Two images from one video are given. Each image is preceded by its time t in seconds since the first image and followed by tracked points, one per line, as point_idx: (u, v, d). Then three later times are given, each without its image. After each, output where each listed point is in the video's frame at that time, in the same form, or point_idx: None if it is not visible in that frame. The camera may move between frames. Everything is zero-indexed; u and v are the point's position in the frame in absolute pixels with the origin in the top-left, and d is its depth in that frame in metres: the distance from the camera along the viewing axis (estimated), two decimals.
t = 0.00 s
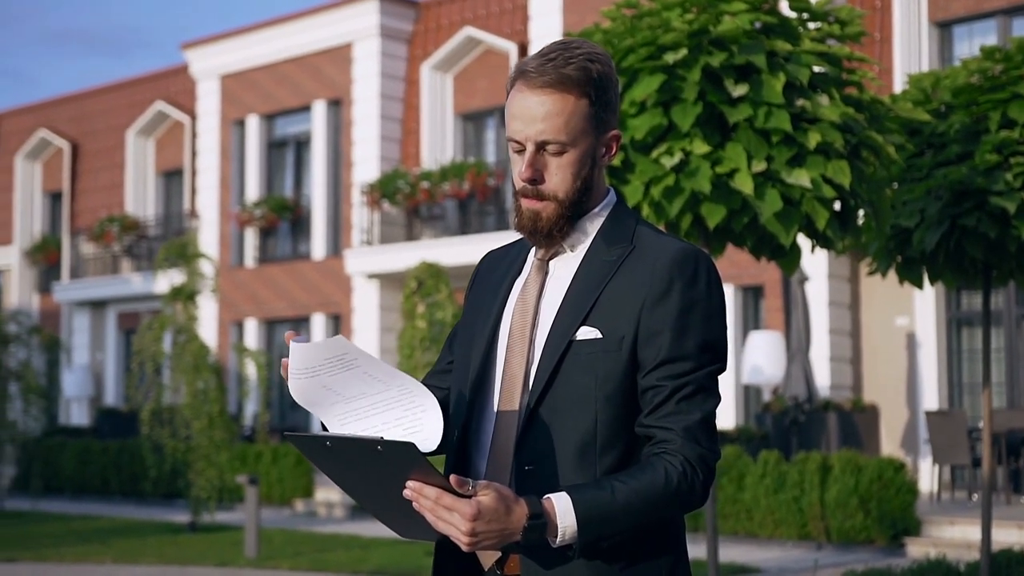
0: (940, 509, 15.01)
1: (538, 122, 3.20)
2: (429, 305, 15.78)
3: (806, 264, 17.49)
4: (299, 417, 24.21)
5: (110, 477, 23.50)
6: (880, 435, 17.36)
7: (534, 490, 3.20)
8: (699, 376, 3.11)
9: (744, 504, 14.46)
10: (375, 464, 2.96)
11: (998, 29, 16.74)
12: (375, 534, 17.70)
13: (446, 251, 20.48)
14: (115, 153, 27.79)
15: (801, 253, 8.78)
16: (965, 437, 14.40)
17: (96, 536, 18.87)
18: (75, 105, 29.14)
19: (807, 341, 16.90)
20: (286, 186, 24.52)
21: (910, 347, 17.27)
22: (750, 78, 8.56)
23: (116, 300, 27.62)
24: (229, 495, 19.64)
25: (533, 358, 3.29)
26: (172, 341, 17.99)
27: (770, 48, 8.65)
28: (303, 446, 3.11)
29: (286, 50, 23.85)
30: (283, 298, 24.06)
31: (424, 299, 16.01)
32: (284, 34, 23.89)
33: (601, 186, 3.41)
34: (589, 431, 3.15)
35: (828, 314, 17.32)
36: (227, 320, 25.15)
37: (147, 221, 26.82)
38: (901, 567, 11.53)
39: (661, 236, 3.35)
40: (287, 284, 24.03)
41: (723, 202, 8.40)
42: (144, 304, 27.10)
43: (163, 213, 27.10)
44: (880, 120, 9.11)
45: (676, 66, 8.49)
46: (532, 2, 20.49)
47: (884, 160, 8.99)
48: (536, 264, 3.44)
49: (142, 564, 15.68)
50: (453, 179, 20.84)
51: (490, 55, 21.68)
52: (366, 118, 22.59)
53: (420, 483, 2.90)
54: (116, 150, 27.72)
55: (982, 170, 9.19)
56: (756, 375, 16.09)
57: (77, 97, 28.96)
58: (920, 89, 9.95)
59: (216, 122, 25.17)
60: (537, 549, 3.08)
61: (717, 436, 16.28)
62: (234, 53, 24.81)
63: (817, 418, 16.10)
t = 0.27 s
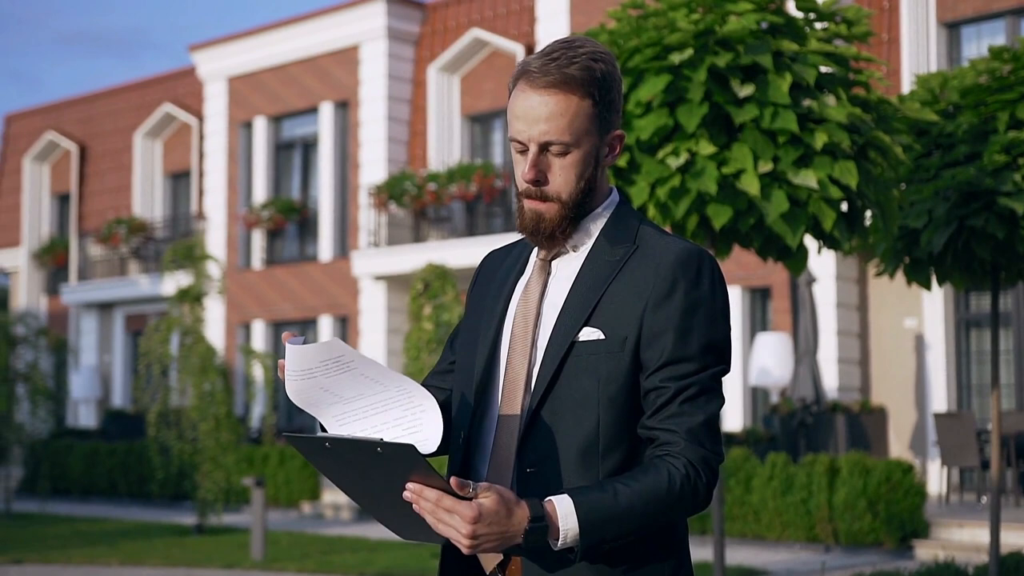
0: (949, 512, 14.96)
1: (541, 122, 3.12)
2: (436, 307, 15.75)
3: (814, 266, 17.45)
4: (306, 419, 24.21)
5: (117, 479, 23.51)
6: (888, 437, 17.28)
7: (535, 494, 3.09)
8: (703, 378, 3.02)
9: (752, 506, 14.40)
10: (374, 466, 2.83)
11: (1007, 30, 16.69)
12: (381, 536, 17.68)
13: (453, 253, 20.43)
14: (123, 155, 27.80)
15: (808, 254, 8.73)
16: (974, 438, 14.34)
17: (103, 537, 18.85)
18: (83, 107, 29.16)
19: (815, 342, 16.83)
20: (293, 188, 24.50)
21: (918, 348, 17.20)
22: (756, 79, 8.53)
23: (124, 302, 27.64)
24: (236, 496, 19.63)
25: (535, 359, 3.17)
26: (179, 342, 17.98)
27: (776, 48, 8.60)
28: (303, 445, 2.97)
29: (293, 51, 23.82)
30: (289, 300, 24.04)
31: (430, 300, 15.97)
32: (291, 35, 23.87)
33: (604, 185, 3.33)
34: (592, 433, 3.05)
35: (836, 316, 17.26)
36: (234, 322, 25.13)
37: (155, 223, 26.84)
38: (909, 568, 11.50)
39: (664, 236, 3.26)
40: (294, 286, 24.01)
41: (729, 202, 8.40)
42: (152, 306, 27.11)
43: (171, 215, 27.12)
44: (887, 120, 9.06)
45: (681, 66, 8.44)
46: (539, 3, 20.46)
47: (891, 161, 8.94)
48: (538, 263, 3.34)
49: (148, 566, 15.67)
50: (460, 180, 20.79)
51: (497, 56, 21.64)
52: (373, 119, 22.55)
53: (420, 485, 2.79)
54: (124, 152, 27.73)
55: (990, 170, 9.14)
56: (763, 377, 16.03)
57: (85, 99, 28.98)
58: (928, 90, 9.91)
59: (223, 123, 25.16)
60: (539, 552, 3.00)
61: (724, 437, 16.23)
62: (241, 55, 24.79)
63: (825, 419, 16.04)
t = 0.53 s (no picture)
0: (954, 514, 14.91)
1: (541, 122, 3.08)
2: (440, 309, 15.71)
3: (819, 267, 17.41)
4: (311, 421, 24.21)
5: (122, 481, 23.49)
6: (894, 439, 17.23)
7: (533, 497, 3.04)
8: (702, 380, 2.95)
9: (757, 508, 14.34)
10: (371, 467, 2.80)
11: (1012, 31, 16.64)
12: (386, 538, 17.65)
13: (457, 254, 20.41)
14: (128, 156, 27.81)
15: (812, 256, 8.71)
16: (980, 440, 14.29)
17: (107, 539, 18.83)
18: (88, 109, 29.18)
19: (820, 343, 16.77)
20: (298, 189, 24.50)
21: (924, 350, 17.15)
22: (760, 80, 8.50)
23: (129, 303, 27.64)
24: (240, 498, 19.61)
25: (535, 360, 3.12)
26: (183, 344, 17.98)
27: (780, 48, 8.57)
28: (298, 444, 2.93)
29: (298, 53, 23.82)
30: (294, 301, 24.03)
31: (434, 302, 15.93)
32: (296, 37, 23.87)
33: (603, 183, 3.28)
34: (591, 434, 2.99)
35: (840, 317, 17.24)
36: (238, 323, 25.10)
37: (160, 224, 26.85)
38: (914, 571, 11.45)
39: (665, 235, 3.19)
40: (298, 287, 24.00)
41: (733, 203, 8.37)
42: (157, 308, 27.11)
43: (175, 216, 27.13)
44: (892, 121, 9.01)
45: (685, 66, 8.41)
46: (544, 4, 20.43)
47: (896, 161, 8.90)
48: (537, 264, 3.28)
49: (152, 568, 15.65)
50: (465, 182, 20.77)
51: (502, 57, 21.63)
52: (378, 121, 22.55)
53: (416, 487, 2.75)
54: (129, 153, 27.73)
55: (995, 171, 9.10)
56: (768, 378, 15.98)
57: (91, 101, 28.99)
58: (932, 90, 9.87)
59: (228, 124, 25.15)
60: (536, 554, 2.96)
61: (729, 439, 16.18)
62: (246, 57, 24.79)
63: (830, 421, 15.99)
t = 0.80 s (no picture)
0: (960, 514, 14.86)
1: (541, 122, 3.00)
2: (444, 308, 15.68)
3: (823, 267, 17.37)
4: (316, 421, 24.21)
5: (127, 480, 23.50)
6: (899, 438, 17.17)
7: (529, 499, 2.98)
8: (701, 380, 2.90)
9: (762, 508, 14.30)
10: (366, 468, 2.76)
11: (1018, 29, 16.58)
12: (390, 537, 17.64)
13: (462, 254, 20.39)
14: (132, 156, 27.81)
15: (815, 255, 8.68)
16: (986, 439, 14.23)
17: (111, 538, 18.83)
18: (93, 108, 29.19)
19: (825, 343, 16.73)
20: (302, 189, 24.50)
21: (929, 349, 17.10)
22: (763, 78, 8.46)
23: (134, 303, 27.64)
24: (245, 497, 19.61)
25: (531, 360, 3.06)
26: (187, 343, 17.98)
27: (783, 46, 8.53)
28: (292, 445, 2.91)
29: (303, 52, 23.80)
30: (299, 300, 24.03)
31: (438, 301, 15.91)
32: (300, 36, 23.85)
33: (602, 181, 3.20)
34: (587, 436, 2.93)
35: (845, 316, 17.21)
36: (243, 322, 25.09)
37: (164, 224, 26.84)
38: (921, 571, 11.40)
39: (664, 234, 3.12)
40: (303, 286, 23.99)
41: (736, 202, 8.34)
42: (161, 307, 27.10)
43: (180, 216, 27.12)
44: (895, 119, 8.97)
45: (687, 64, 8.38)
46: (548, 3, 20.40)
47: (900, 160, 8.85)
48: (534, 263, 3.21)
49: (156, 567, 15.65)
50: (469, 181, 20.75)
51: (506, 57, 21.61)
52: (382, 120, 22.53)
53: (410, 488, 2.71)
54: (133, 153, 27.73)
55: (1000, 170, 9.06)
56: (773, 378, 15.95)
57: (96, 101, 28.99)
58: (937, 88, 9.81)
59: (233, 124, 25.14)
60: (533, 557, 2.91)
61: (734, 439, 16.13)
62: (251, 56, 24.78)
63: (835, 420, 15.94)
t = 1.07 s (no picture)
0: (967, 514, 14.80)
1: (541, 122, 2.86)
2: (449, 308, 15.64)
3: (831, 266, 17.30)
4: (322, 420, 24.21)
5: (133, 480, 23.48)
6: (906, 438, 17.10)
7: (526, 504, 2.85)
8: (700, 384, 2.78)
9: (768, 509, 14.23)
10: (360, 472, 2.66)
11: None
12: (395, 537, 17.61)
13: (468, 253, 20.35)
14: (139, 156, 27.79)
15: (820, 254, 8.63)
16: (994, 440, 14.16)
17: (117, 538, 18.82)
18: (100, 108, 29.17)
19: (832, 343, 16.64)
20: (308, 188, 24.47)
21: (936, 349, 17.03)
22: (768, 76, 8.40)
23: (140, 303, 27.63)
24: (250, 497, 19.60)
25: (529, 361, 2.93)
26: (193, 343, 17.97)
27: (788, 45, 8.47)
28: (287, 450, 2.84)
29: (309, 52, 23.76)
30: (305, 300, 24.00)
31: (443, 301, 15.86)
32: (306, 35, 23.81)
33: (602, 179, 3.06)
34: (585, 440, 2.81)
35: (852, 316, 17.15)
36: (249, 322, 25.06)
37: (171, 223, 26.83)
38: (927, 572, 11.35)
39: (663, 235, 3.00)
40: (309, 286, 23.97)
41: (741, 201, 8.29)
42: (167, 307, 27.08)
43: (186, 215, 27.11)
44: (902, 118, 8.89)
45: (691, 63, 8.34)
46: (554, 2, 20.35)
47: (906, 159, 8.80)
48: (531, 264, 3.06)
49: (161, 567, 15.62)
50: (476, 181, 20.70)
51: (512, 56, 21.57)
52: (388, 120, 22.49)
53: (405, 493, 2.61)
54: (140, 152, 27.71)
55: (1007, 169, 9.00)
56: (780, 378, 15.88)
57: (102, 101, 28.98)
58: (944, 87, 9.74)
59: (239, 124, 25.11)
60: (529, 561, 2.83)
61: (741, 438, 16.06)
62: (257, 56, 24.76)
63: (842, 421, 15.86)
